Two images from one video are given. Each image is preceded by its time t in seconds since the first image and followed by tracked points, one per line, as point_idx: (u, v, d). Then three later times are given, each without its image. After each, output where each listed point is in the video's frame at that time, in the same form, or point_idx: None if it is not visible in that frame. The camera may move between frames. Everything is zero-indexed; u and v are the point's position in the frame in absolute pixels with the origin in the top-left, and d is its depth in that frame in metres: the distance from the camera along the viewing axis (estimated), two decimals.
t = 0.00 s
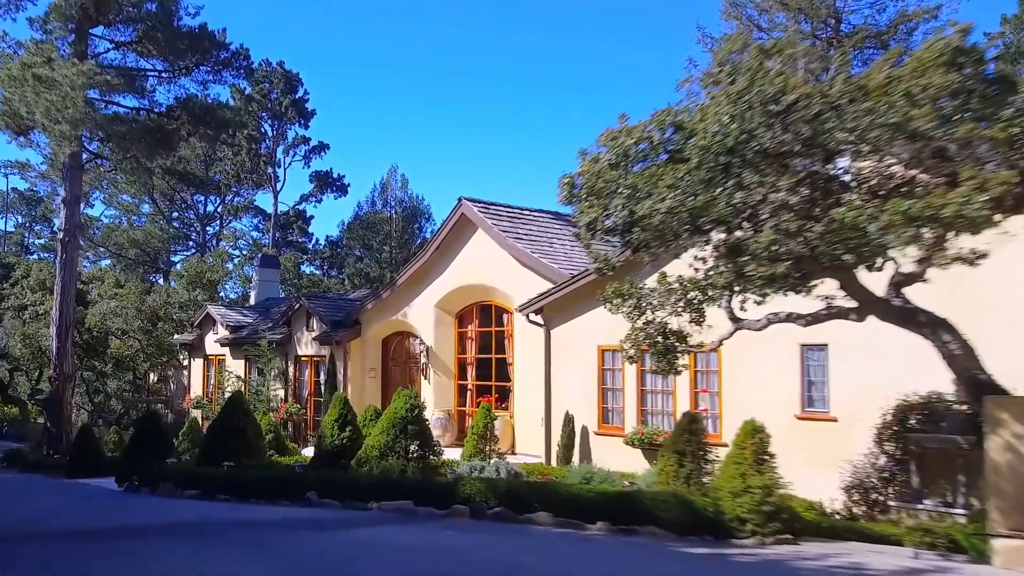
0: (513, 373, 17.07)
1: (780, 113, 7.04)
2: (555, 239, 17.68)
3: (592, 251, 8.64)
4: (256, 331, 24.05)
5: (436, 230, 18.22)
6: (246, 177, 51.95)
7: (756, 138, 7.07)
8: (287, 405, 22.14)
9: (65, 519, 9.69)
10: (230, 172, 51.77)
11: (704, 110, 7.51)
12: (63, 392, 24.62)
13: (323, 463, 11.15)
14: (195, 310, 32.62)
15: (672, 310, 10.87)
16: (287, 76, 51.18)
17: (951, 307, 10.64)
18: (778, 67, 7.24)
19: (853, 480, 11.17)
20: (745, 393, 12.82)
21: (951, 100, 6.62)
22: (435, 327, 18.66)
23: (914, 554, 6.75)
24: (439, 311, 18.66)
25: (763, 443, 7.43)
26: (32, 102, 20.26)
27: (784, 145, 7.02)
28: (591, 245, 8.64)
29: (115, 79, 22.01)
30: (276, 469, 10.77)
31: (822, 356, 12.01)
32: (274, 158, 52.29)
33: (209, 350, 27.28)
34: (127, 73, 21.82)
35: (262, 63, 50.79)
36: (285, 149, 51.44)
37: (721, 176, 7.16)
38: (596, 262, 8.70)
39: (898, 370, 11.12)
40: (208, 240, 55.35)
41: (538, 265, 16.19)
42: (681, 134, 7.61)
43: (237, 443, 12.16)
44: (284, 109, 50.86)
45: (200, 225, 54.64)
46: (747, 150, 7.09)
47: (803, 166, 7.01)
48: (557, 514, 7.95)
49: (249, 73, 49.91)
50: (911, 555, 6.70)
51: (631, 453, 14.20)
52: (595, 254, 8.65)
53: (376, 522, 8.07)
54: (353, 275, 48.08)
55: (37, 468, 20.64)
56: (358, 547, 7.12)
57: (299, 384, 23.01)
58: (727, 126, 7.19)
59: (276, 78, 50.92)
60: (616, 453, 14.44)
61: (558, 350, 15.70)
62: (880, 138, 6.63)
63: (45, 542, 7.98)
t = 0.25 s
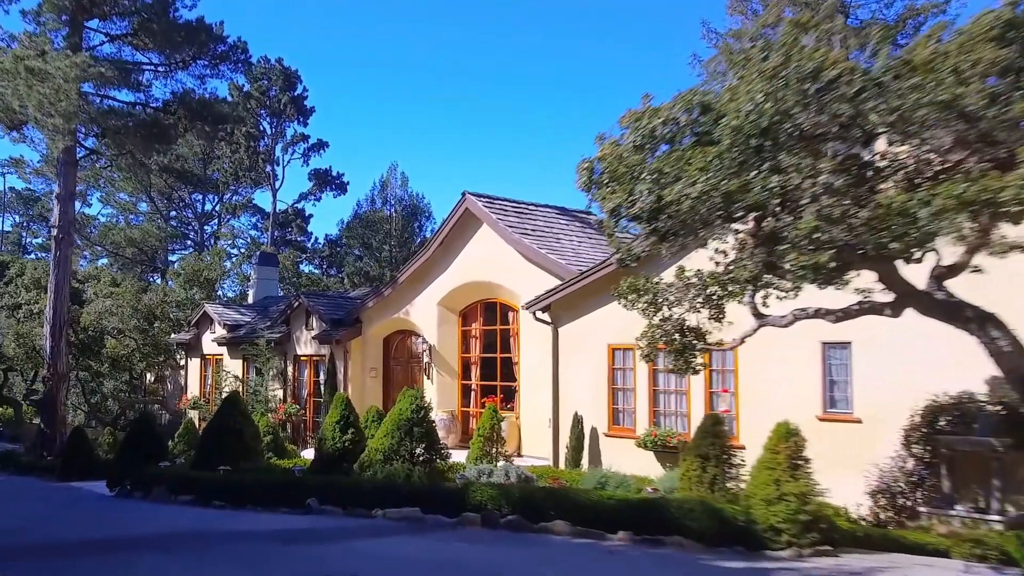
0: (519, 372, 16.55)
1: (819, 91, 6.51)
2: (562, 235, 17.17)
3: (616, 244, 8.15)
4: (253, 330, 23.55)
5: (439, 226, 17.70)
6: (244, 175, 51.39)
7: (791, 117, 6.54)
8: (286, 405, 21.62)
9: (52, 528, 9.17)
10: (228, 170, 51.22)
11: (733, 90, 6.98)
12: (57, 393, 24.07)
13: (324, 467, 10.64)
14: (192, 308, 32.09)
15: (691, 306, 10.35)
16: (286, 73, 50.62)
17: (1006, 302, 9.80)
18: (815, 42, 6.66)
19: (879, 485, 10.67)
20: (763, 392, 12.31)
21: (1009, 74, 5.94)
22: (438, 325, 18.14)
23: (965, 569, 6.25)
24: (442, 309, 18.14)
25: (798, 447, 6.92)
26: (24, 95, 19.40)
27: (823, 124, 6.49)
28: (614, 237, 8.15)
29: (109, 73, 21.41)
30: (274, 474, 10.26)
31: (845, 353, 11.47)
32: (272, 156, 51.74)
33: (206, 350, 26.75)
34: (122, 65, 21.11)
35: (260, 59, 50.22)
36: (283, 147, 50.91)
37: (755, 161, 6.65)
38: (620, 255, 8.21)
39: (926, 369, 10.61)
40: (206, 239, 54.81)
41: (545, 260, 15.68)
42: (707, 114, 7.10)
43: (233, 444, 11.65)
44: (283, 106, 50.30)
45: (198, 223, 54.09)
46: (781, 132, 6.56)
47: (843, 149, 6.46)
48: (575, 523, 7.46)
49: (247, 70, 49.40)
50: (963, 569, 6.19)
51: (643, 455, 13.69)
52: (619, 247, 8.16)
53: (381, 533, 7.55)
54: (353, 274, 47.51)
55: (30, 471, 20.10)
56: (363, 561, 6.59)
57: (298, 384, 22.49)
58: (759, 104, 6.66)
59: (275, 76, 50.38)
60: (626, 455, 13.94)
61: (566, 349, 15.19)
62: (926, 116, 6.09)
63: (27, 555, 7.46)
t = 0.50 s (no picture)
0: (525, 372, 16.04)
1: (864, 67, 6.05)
2: (569, 230, 16.67)
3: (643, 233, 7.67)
4: (251, 329, 23.04)
5: (442, 221, 17.19)
6: (242, 173, 50.85)
7: (832, 93, 6.01)
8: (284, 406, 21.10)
9: (35, 538, 8.65)
10: (225, 168, 50.65)
11: (766, 66, 6.45)
12: (50, 393, 23.52)
13: (324, 471, 10.13)
14: (188, 307, 31.56)
15: (710, 302, 9.83)
16: (284, 69, 50.08)
17: None
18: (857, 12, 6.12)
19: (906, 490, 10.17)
20: (782, 391, 11.82)
21: None
22: (441, 323, 17.61)
23: None
24: (444, 307, 17.61)
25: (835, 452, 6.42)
26: (14, 88, 18.59)
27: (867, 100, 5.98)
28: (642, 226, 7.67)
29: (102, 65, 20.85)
30: (271, 478, 9.75)
31: (870, 351, 10.96)
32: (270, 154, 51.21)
33: (203, 349, 26.22)
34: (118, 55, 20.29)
35: (258, 56, 49.67)
36: (281, 145, 50.36)
37: (790, 141, 6.12)
38: (648, 245, 7.73)
39: (956, 367, 10.11)
40: (203, 238, 54.26)
41: (552, 255, 15.17)
42: (738, 91, 6.57)
43: (228, 447, 11.14)
44: (280, 103, 49.76)
45: (195, 222, 53.53)
46: (819, 110, 6.04)
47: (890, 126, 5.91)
48: (594, 533, 6.96)
49: (244, 67, 48.88)
50: None
51: (655, 458, 13.18)
52: (647, 237, 7.68)
53: (387, 544, 7.04)
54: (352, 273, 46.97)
55: (21, 474, 19.54)
56: None
57: (296, 384, 21.97)
58: (795, 79, 6.10)
59: (272, 72, 49.86)
60: (638, 458, 13.43)
61: (574, 347, 14.67)
62: (980, 91, 5.54)
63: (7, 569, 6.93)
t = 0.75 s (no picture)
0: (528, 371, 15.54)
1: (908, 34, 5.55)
2: (574, 225, 16.16)
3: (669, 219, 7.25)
4: (247, 328, 22.54)
5: (443, 216, 16.68)
6: (238, 171, 50.31)
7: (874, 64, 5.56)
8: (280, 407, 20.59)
9: (16, 549, 8.17)
10: (221, 166, 50.08)
11: (799, 37, 5.98)
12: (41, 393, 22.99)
13: (321, 476, 9.63)
14: (183, 306, 31.04)
15: (729, 297, 9.32)
16: (280, 66, 49.56)
17: None
18: None
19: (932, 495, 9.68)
20: (798, 389, 11.34)
21: None
22: (441, 321, 17.11)
23: None
24: (445, 304, 17.10)
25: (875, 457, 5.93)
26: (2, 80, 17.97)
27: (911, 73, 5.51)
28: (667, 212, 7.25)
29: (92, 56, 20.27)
30: (266, 483, 9.26)
31: (893, 349, 10.45)
32: (267, 151, 50.67)
33: (197, 348, 25.70)
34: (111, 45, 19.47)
35: (254, 53, 49.14)
36: (278, 142, 49.83)
37: (830, 117, 5.68)
38: (674, 233, 7.31)
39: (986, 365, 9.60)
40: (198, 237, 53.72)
41: (556, 249, 14.66)
42: (771, 65, 6.13)
43: (221, 450, 10.64)
44: (277, 100, 49.22)
45: (190, 220, 52.97)
46: (860, 84, 5.60)
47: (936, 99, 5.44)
48: (613, 543, 6.47)
49: (240, 64, 48.38)
50: None
51: (665, 460, 12.69)
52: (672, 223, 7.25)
53: (390, 556, 6.54)
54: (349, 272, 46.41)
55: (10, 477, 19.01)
56: None
57: (292, 384, 21.45)
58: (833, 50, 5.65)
59: (269, 69, 49.37)
60: (647, 460, 12.93)
61: (580, 346, 14.16)
62: None
63: None
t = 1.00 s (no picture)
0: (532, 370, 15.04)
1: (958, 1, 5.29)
2: (579, 220, 15.69)
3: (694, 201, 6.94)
4: (241, 327, 22.05)
5: (443, 210, 16.18)
6: (234, 168, 49.79)
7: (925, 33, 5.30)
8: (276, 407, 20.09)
9: None
10: (216, 163, 49.54)
11: (839, 6, 5.70)
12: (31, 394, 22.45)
13: (317, 481, 9.14)
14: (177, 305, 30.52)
15: (748, 292, 8.83)
16: (277, 63, 49.10)
17: None
18: None
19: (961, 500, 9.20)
20: (816, 387, 10.84)
21: None
22: (441, 319, 16.60)
23: None
24: (445, 301, 16.60)
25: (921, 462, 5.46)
26: None
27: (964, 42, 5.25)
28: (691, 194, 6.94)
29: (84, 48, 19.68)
30: (258, 489, 8.77)
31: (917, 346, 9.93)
32: (263, 149, 50.16)
33: (190, 348, 25.21)
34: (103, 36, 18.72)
35: (250, 49, 48.66)
36: (274, 140, 49.33)
37: (881, 90, 5.41)
38: (702, 216, 6.99)
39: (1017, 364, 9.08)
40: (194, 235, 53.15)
41: (560, 244, 14.17)
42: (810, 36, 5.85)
43: (213, 453, 10.16)
44: (273, 97, 48.74)
45: (186, 219, 52.39)
46: (907, 55, 5.33)
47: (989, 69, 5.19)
48: (633, 556, 6.01)
49: (236, 60, 47.94)
50: None
51: (676, 462, 12.20)
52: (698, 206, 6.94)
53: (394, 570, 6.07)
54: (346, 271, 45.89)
55: None
56: None
57: (288, 384, 20.94)
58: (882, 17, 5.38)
59: (265, 66, 48.93)
60: (657, 463, 12.44)
61: (586, 344, 13.65)
62: None
63: None
